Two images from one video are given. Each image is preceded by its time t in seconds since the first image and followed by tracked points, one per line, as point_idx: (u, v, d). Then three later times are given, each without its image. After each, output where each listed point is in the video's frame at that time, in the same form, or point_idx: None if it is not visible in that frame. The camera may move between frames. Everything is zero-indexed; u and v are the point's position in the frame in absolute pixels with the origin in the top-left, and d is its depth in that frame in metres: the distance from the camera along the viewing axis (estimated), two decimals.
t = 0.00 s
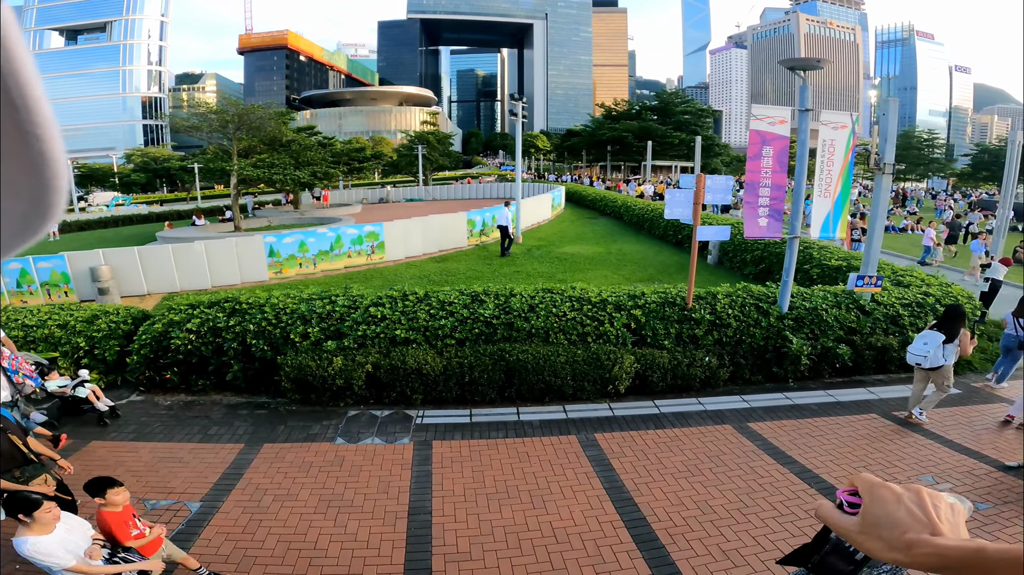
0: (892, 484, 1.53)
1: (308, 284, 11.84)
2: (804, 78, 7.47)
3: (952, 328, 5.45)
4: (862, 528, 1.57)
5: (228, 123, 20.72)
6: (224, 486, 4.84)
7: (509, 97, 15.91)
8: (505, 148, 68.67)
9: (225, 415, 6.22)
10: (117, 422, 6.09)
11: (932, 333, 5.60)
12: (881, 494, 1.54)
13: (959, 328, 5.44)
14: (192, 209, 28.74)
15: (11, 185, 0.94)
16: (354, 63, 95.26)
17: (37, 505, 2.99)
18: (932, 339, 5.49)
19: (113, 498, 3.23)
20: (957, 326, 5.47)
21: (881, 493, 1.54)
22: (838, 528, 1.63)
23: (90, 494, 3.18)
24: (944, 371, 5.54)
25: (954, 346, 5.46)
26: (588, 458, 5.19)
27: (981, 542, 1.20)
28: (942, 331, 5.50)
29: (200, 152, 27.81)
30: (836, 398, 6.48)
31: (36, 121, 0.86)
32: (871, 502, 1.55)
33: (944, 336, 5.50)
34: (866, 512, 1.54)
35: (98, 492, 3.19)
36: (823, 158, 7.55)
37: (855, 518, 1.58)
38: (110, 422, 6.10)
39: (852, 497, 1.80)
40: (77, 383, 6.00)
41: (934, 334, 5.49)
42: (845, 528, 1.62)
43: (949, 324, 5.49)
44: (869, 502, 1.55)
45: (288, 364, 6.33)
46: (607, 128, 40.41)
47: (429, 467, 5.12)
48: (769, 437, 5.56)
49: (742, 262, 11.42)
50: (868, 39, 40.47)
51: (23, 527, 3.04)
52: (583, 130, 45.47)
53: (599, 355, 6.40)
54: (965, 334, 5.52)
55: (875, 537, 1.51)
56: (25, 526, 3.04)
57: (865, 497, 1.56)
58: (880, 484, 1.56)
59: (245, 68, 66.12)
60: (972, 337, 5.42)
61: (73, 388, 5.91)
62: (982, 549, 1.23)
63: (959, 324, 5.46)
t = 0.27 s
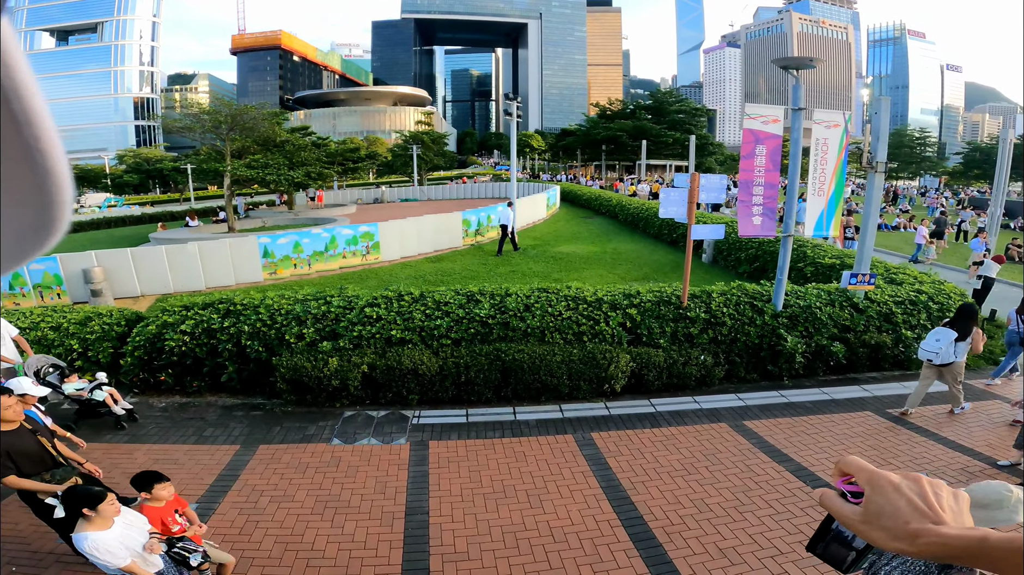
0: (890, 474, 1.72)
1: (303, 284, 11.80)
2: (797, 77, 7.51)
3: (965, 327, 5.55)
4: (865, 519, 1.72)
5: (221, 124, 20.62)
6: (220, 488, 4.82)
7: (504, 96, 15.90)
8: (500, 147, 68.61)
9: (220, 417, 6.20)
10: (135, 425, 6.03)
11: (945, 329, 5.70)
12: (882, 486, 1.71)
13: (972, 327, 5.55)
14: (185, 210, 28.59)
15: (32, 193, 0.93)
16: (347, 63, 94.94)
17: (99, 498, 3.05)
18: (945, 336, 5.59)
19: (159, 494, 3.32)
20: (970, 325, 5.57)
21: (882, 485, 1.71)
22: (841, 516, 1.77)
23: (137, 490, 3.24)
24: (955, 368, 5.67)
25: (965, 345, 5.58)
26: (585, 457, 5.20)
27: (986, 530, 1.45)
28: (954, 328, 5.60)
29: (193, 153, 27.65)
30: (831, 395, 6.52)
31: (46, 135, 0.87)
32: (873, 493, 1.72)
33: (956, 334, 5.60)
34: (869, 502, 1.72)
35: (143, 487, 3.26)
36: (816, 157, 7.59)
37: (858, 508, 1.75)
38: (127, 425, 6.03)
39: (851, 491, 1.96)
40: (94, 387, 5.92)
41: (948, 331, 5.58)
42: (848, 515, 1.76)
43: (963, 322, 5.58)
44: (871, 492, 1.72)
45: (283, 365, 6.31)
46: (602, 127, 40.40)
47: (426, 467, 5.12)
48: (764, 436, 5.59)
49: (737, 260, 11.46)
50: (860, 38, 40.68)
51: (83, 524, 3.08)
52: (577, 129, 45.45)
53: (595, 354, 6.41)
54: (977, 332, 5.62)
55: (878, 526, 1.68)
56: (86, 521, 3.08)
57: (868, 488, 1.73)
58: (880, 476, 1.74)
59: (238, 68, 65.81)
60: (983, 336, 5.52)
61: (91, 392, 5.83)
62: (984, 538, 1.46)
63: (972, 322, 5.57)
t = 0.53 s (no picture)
0: (908, 461, 1.52)
1: (297, 285, 11.77)
2: (790, 78, 7.54)
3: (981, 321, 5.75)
4: (882, 506, 1.52)
5: (215, 125, 20.54)
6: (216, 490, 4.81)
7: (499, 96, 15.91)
8: (495, 147, 68.63)
9: (216, 418, 6.18)
10: (151, 429, 5.94)
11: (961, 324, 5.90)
12: (900, 472, 1.51)
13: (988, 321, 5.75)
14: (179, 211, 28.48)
15: (35, 226, 0.95)
16: (341, 63, 94.71)
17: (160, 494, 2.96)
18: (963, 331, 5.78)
19: (204, 499, 3.23)
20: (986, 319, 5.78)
21: (900, 472, 1.51)
22: (862, 506, 1.54)
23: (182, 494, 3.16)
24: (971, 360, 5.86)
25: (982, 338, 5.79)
26: (581, 456, 5.22)
27: (1007, 518, 1.36)
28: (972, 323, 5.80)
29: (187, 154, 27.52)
30: (826, 393, 6.56)
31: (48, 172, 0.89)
32: (890, 481, 1.52)
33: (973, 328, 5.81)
34: (886, 490, 1.52)
35: (189, 491, 3.19)
36: (810, 156, 7.62)
37: (877, 496, 1.54)
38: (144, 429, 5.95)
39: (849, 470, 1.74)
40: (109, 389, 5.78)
41: (965, 326, 5.78)
42: (862, 503, 1.55)
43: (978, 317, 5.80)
44: (889, 479, 1.51)
45: (278, 366, 6.29)
46: (597, 127, 40.47)
47: (423, 467, 5.12)
48: (760, 434, 5.61)
49: (732, 259, 11.52)
50: (852, 38, 40.98)
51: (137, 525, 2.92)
52: (572, 129, 45.53)
53: (591, 353, 6.43)
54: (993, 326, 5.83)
55: (899, 516, 1.49)
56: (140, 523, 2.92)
57: (884, 475, 1.52)
58: (895, 461, 1.53)
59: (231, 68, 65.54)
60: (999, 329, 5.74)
61: (108, 395, 5.68)
62: (1010, 524, 1.36)
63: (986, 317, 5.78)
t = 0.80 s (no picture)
0: (911, 457, 1.56)
1: (292, 286, 11.72)
2: (784, 77, 7.57)
3: (986, 315, 5.99)
4: (890, 503, 1.58)
5: (208, 125, 20.42)
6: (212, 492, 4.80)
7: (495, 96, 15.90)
8: (490, 147, 68.60)
9: (212, 420, 6.16)
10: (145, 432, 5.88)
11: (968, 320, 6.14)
12: (904, 468, 1.56)
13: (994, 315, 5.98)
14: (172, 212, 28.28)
15: (35, 259, 1.13)
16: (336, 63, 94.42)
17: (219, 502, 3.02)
18: (971, 327, 6.01)
19: (246, 498, 3.27)
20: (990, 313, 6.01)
21: (904, 468, 1.56)
22: (867, 502, 1.61)
23: (230, 493, 3.21)
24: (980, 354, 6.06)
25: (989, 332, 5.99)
26: (578, 456, 5.22)
27: (1014, 512, 1.43)
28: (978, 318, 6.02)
29: (180, 155, 27.34)
30: (821, 391, 6.59)
31: (45, 212, 1.07)
32: (896, 477, 1.57)
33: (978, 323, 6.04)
34: (892, 487, 1.57)
35: (236, 491, 3.23)
36: (803, 155, 7.65)
37: (882, 493, 1.59)
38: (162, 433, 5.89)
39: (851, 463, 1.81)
40: (130, 391, 5.61)
41: (973, 322, 6.02)
42: (870, 501, 1.60)
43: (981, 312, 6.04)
44: (894, 476, 1.56)
45: (274, 367, 6.28)
46: (592, 127, 40.51)
47: (421, 467, 5.13)
48: (756, 433, 5.63)
49: (727, 257, 11.57)
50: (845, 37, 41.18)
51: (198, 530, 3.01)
52: (567, 128, 45.52)
53: (587, 353, 6.44)
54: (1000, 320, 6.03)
55: (907, 512, 1.54)
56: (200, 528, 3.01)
57: (888, 472, 1.57)
58: (897, 457, 1.58)
59: (225, 68, 65.19)
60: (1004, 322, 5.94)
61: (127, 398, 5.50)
62: (1017, 518, 1.43)
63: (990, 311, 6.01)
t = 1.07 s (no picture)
0: (906, 457, 1.52)
1: (288, 287, 11.70)
2: (779, 77, 7.60)
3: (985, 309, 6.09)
4: (885, 504, 1.53)
5: (202, 126, 20.33)
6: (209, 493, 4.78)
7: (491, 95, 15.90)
8: (486, 147, 68.55)
9: (208, 421, 6.14)
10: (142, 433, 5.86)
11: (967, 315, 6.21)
12: (899, 468, 1.52)
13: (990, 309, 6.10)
14: (167, 213, 28.15)
15: (29, 282, 1.09)
16: (330, 63, 94.18)
17: (269, 509, 2.96)
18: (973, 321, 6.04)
19: (299, 498, 3.22)
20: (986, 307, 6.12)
21: (898, 469, 1.52)
22: (861, 503, 1.56)
23: (283, 496, 3.08)
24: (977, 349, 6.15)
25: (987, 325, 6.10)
26: (576, 455, 5.23)
27: (1010, 512, 1.39)
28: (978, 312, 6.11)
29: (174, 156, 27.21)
30: (817, 390, 6.63)
31: (39, 235, 1.02)
32: (890, 478, 1.53)
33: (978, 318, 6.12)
34: (888, 488, 1.52)
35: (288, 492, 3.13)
36: (798, 154, 7.68)
37: (877, 493, 1.55)
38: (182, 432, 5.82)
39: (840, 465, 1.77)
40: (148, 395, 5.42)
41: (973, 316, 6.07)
42: (864, 502, 1.55)
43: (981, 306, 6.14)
44: (888, 477, 1.52)
45: (270, 369, 6.27)
46: (587, 126, 40.52)
47: (418, 468, 5.13)
48: (753, 431, 5.65)
49: (722, 256, 11.62)
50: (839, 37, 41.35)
51: (246, 530, 2.99)
52: (563, 128, 45.51)
53: (584, 352, 6.45)
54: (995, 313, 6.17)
55: (904, 513, 1.49)
56: (248, 528, 2.98)
57: (883, 474, 1.53)
58: (891, 458, 1.53)
59: (219, 69, 64.89)
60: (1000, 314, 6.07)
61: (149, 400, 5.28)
62: (1009, 519, 1.40)
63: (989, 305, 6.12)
